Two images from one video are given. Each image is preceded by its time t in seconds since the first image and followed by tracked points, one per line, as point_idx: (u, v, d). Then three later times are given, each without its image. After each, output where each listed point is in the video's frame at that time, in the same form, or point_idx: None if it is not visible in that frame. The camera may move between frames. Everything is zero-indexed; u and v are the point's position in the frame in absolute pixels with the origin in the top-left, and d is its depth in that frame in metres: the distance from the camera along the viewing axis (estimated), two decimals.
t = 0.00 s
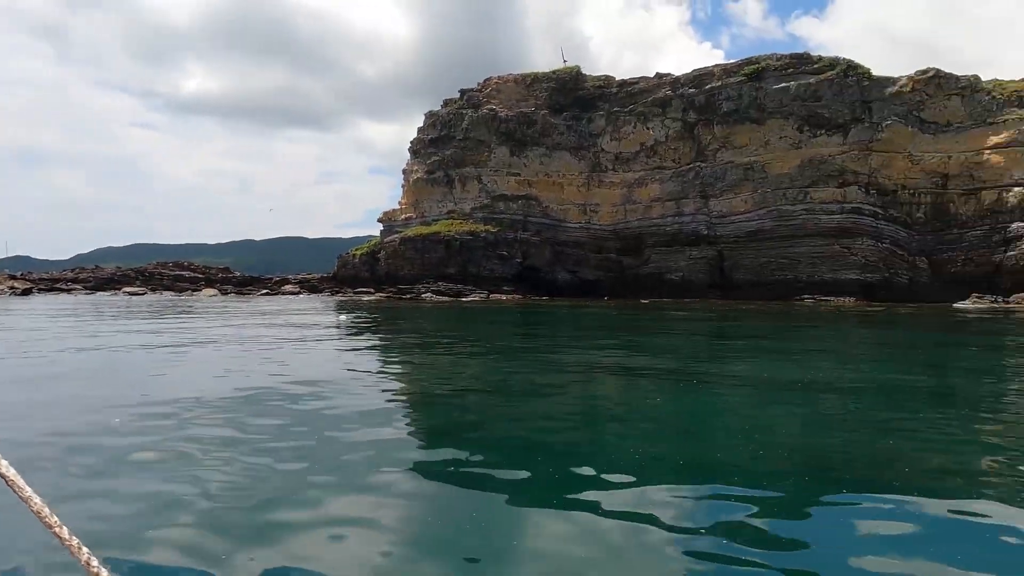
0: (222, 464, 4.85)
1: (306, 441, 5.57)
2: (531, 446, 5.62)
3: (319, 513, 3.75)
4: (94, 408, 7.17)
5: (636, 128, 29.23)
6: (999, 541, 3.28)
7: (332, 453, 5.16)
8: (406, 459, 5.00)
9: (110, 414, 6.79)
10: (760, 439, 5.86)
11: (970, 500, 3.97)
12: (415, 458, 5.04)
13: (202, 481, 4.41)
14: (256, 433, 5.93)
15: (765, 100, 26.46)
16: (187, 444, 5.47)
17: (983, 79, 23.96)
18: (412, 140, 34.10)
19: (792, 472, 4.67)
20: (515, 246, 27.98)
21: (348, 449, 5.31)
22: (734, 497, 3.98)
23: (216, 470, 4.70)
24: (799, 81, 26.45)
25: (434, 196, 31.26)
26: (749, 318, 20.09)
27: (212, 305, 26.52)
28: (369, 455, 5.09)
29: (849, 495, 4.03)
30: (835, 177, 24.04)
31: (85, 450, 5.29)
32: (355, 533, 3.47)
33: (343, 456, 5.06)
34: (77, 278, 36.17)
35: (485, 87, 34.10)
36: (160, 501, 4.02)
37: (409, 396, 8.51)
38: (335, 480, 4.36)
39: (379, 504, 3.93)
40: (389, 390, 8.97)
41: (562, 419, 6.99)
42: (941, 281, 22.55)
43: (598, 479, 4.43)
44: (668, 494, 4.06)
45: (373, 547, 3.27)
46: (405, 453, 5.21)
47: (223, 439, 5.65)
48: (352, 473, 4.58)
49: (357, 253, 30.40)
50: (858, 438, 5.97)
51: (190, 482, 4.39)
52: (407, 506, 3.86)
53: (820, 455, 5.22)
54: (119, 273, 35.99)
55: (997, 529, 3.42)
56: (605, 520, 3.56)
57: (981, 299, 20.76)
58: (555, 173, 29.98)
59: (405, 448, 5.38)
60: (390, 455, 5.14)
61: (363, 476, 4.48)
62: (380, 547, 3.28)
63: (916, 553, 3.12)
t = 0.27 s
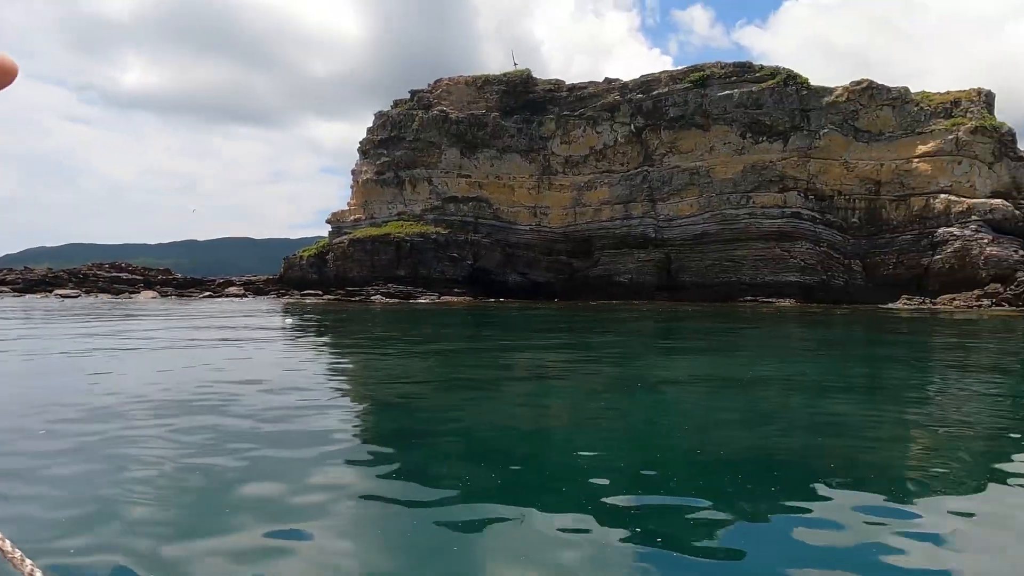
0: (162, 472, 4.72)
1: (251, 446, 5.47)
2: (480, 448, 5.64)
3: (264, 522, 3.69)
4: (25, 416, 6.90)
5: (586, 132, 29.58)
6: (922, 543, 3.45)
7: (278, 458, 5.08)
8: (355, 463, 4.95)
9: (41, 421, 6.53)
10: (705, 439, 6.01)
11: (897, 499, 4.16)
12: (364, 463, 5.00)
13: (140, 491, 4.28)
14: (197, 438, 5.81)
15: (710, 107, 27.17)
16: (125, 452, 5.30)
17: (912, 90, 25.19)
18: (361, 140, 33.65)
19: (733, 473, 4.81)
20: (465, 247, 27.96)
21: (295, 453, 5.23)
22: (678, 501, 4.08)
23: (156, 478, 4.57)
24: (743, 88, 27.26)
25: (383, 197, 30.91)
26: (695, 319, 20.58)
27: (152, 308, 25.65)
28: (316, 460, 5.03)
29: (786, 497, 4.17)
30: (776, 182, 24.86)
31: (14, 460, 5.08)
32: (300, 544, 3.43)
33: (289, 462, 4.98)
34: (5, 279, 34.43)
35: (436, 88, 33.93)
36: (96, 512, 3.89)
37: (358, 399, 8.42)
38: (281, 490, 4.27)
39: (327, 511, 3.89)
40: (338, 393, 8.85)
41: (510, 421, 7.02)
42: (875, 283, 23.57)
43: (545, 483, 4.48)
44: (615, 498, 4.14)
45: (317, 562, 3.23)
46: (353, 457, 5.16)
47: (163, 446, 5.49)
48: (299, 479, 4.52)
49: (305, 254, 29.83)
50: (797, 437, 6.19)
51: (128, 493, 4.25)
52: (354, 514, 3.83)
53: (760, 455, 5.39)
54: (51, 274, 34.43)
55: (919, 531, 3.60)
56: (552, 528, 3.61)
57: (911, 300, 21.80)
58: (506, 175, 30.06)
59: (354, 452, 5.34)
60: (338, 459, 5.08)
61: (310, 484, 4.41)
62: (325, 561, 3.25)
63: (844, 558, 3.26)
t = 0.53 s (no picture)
0: (125, 479, 4.64)
1: (218, 452, 5.40)
2: (450, 451, 5.65)
3: (230, 531, 3.63)
4: None
5: (554, 133, 29.70)
6: (877, 536, 3.56)
7: (245, 464, 5.03)
8: (323, 469, 4.90)
9: None
10: (672, 440, 6.11)
11: (853, 494, 4.29)
12: (333, 467, 4.98)
13: (104, 498, 4.21)
14: (158, 444, 5.69)
15: (676, 110, 27.53)
16: (86, 459, 5.19)
17: (870, 96, 25.87)
18: (328, 140, 33.28)
19: (698, 472, 4.90)
20: (434, 248, 27.84)
21: (263, 459, 5.19)
22: (643, 500, 4.14)
23: (120, 485, 4.49)
24: (708, 92, 27.68)
25: (351, 197, 30.61)
26: (661, 319, 20.84)
27: (111, 309, 24.99)
28: (284, 465, 5.00)
29: (748, 495, 4.27)
30: (740, 185, 25.31)
31: None
32: (267, 553, 3.38)
33: (257, 467, 4.94)
34: None
35: (403, 88, 33.71)
36: (59, 522, 3.82)
37: (327, 402, 8.36)
38: (245, 496, 4.21)
39: (295, 516, 3.87)
40: (307, 396, 8.77)
41: (478, 424, 7.00)
42: (835, 284, 24.15)
43: (514, 485, 4.52)
44: (582, 499, 4.19)
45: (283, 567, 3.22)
46: (322, 462, 5.14)
47: (127, 452, 5.40)
48: (266, 486, 4.45)
49: (270, 255, 29.39)
50: (761, 435, 6.33)
51: (91, 500, 4.18)
52: (323, 517, 3.83)
53: (725, 454, 5.50)
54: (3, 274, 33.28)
55: (875, 525, 3.70)
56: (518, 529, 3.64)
57: (869, 301, 22.40)
58: (474, 176, 30.02)
59: (323, 457, 5.32)
60: (307, 464, 5.05)
61: (275, 490, 4.35)
62: (292, 570, 3.21)
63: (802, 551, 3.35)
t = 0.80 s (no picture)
0: (97, 482, 4.57)
1: (191, 454, 5.36)
2: (428, 454, 5.64)
3: (202, 534, 3.62)
4: None
5: (534, 133, 29.74)
6: (846, 537, 3.60)
7: (223, 467, 4.97)
8: (297, 471, 4.88)
9: None
10: (649, 441, 6.14)
11: (826, 495, 4.33)
12: (311, 469, 4.95)
13: (74, 502, 4.17)
14: (130, 447, 5.63)
15: (654, 112, 27.73)
16: (55, 463, 5.12)
17: (844, 99, 26.28)
18: (306, 139, 32.99)
19: (675, 473, 4.93)
20: (413, 248, 27.72)
21: (241, 461, 5.15)
22: (619, 501, 4.16)
23: (91, 489, 4.44)
24: (687, 94, 27.92)
25: (329, 196, 30.36)
26: (640, 320, 20.96)
27: (83, 310, 24.53)
28: (262, 467, 4.96)
29: (723, 496, 4.30)
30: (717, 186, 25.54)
31: None
32: (239, 556, 3.37)
33: (234, 471, 4.90)
34: None
35: (383, 87, 33.52)
36: (27, 525, 3.77)
37: (305, 403, 8.29)
38: (217, 499, 4.19)
39: (273, 520, 3.84)
40: (284, 397, 8.70)
41: (455, 425, 7.01)
42: (810, 285, 24.49)
43: (490, 487, 4.51)
44: (557, 501, 4.18)
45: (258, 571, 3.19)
46: (300, 465, 5.10)
47: (99, 456, 5.31)
48: (239, 488, 4.43)
49: (247, 255, 29.07)
50: (737, 436, 6.39)
51: (62, 504, 4.11)
52: (297, 520, 3.82)
53: (701, 455, 5.54)
54: None
55: (845, 521, 3.76)
56: (493, 531, 3.64)
57: (843, 301, 22.76)
58: (454, 176, 29.95)
59: (301, 459, 5.27)
60: (284, 467, 5.01)
61: (248, 492, 4.33)
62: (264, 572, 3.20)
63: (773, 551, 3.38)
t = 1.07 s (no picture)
0: (73, 487, 4.46)
1: (175, 456, 5.30)
2: (414, 455, 5.61)
3: (189, 536, 3.58)
4: None
5: (518, 136, 29.76)
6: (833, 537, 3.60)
7: (203, 471, 4.88)
8: (283, 472, 4.84)
9: None
10: (634, 444, 6.13)
11: (810, 497, 4.32)
12: (293, 473, 4.87)
13: (54, 504, 4.10)
14: (111, 448, 5.55)
15: (639, 115, 27.87)
16: (35, 465, 5.03)
17: (826, 104, 26.58)
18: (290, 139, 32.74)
19: (659, 476, 4.91)
20: (397, 250, 27.59)
21: (221, 465, 5.05)
22: (604, 504, 4.12)
23: (72, 491, 4.37)
24: (671, 98, 28.08)
25: (313, 197, 30.14)
26: (624, 322, 21.01)
27: (61, 312, 24.14)
28: (244, 470, 4.87)
29: (707, 498, 4.28)
30: (701, 189, 25.69)
31: None
32: (225, 558, 3.33)
33: (214, 474, 4.80)
34: None
35: (367, 89, 33.36)
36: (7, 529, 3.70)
37: (288, 405, 8.18)
38: (203, 501, 4.14)
39: (255, 524, 3.77)
40: (266, 399, 8.58)
41: (440, 426, 6.98)
42: (792, 287, 24.69)
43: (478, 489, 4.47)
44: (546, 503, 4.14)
45: None
46: (282, 468, 5.02)
47: (75, 460, 5.19)
48: (224, 489, 4.39)
49: (229, 256, 28.78)
50: (722, 438, 6.39)
51: (37, 509, 4.00)
52: (284, 521, 3.79)
53: (686, 458, 5.53)
54: None
55: (830, 521, 3.75)
56: (480, 533, 3.59)
57: (825, 304, 22.98)
58: (438, 178, 29.86)
59: (283, 462, 5.19)
60: (265, 470, 4.93)
61: (233, 494, 4.29)
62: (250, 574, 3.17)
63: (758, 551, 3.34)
